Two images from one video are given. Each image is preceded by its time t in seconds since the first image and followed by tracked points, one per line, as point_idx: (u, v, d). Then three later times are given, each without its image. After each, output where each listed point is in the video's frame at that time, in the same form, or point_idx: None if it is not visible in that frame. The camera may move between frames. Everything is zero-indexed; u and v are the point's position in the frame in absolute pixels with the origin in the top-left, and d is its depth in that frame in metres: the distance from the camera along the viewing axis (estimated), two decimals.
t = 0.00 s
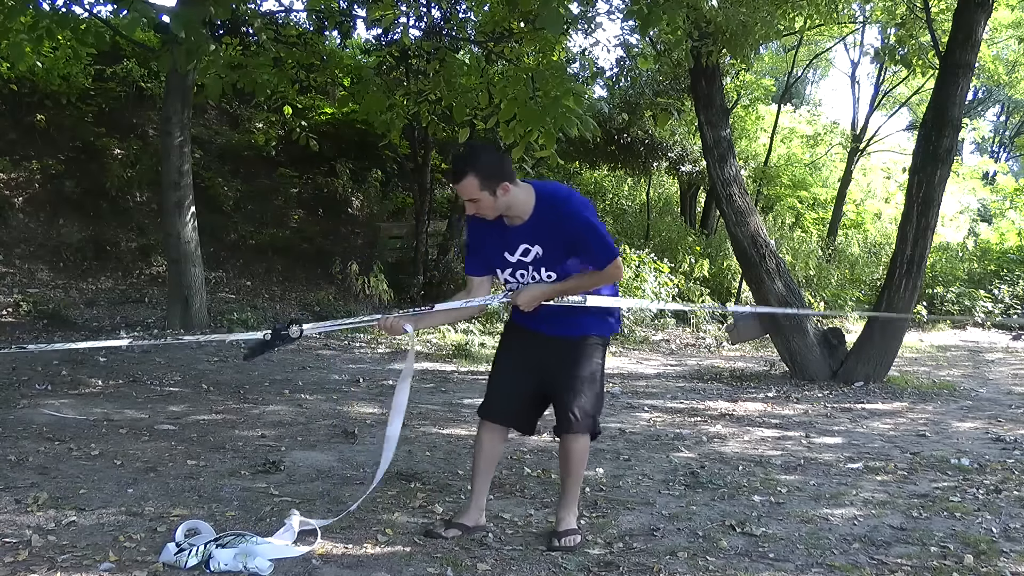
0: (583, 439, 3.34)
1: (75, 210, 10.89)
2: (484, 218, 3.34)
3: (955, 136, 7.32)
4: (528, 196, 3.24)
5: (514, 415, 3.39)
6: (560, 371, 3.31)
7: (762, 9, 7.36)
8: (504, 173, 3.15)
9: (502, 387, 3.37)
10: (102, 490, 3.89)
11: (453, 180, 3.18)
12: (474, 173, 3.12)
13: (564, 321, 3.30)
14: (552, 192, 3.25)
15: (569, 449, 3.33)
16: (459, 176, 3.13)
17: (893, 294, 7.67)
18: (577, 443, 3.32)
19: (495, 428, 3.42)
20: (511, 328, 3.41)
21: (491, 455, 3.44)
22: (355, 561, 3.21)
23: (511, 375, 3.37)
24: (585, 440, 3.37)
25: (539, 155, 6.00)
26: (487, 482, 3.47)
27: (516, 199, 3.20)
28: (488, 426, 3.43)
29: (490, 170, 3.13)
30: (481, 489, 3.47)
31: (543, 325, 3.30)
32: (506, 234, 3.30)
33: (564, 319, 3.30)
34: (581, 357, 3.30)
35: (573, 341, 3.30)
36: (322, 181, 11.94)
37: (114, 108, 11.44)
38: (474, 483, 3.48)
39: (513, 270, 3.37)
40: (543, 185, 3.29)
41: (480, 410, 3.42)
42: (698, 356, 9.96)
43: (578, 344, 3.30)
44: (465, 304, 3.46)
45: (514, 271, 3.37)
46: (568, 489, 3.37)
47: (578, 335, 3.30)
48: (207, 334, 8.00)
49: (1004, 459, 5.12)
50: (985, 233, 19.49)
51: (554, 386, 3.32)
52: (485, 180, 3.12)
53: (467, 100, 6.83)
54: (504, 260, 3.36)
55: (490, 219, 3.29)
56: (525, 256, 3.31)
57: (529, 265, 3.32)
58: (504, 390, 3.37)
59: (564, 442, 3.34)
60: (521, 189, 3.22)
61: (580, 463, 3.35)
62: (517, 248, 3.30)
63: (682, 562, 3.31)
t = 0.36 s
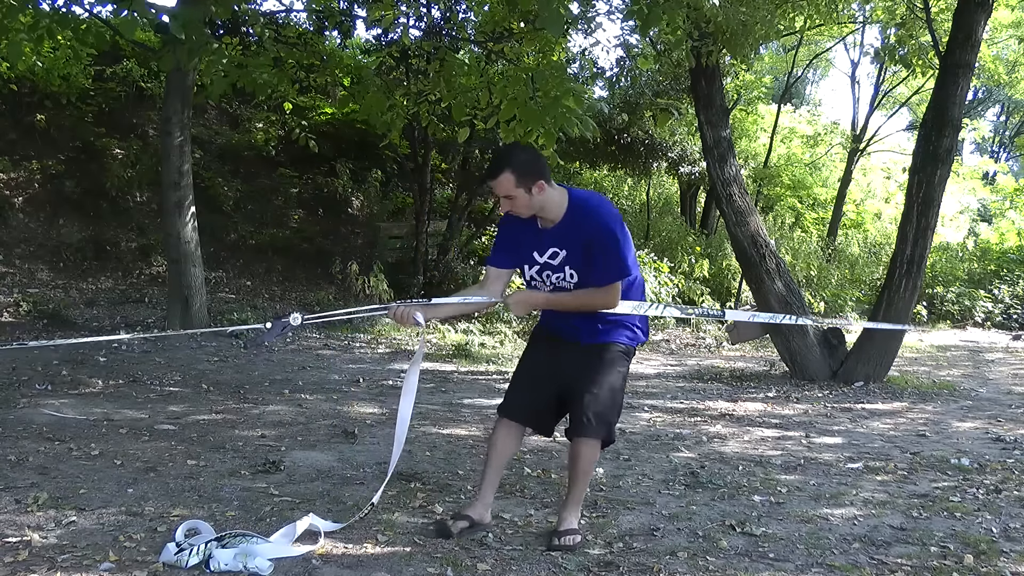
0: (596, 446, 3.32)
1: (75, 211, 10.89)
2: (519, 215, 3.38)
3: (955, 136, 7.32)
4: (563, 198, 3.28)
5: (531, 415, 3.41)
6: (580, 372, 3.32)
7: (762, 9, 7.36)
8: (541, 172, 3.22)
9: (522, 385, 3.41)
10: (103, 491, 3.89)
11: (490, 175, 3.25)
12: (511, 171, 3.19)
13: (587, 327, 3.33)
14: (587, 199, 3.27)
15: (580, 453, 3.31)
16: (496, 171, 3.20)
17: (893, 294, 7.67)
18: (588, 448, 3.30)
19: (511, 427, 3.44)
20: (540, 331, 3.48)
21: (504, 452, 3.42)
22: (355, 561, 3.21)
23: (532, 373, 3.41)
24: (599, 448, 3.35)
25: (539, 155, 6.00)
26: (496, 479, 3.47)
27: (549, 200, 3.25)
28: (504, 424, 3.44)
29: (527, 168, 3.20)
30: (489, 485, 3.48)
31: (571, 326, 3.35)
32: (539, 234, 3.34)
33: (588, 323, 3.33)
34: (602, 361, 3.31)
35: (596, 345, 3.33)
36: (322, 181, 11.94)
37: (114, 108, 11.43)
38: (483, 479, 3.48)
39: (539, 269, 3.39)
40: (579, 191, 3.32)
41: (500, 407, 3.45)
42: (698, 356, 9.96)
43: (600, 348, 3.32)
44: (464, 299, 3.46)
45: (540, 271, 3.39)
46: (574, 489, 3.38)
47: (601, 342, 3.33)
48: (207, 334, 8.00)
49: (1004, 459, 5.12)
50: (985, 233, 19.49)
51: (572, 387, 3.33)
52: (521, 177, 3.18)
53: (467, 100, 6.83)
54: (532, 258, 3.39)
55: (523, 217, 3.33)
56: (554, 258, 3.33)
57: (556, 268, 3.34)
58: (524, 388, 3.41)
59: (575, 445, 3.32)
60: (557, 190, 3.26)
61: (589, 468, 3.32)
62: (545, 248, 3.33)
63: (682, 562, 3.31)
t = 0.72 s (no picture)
0: (589, 442, 3.33)
1: (75, 211, 10.88)
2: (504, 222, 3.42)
3: (955, 136, 7.32)
4: (542, 210, 3.29)
5: (525, 414, 3.41)
6: (572, 370, 3.32)
7: (762, 9, 7.36)
8: (524, 185, 3.20)
9: (516, 385, 3.41)
10: (103, 490, 3.89)
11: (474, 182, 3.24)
12: (496, 181, 3.17)
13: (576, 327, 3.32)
14: (563, 211, 3.26)
15: (574, 450, 3.31)
16: (481, 179, 3.18)
17: (893, 294, 7.66)
18: (582, 445, 3.30)
19: (509, 426, 3.44)
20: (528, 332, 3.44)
21: (506, 452, 3.43)
22: (355, 561, 3.21)
23: (526, 373, 3.40)
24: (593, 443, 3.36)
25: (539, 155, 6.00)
26: (503, 479, 3.47)
27: (529, 213, 3.26)
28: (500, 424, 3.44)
29: (511, 181, 3.17)
30: (498, 486, 3.48)
31: (566, 328, 3.32)
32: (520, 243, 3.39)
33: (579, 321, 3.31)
34: (593, 358, 3.31)
35: (586, 342, 3.32)
36: (321, 181, 11.95)
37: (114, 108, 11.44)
38: (491, 480, 3.48)
39: (516, 278, 3.46)
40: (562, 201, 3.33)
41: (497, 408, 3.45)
42: (698, 356, 9.95)
43: (589, 344, 3.31)
44: (462, 305, 3.65)
45: (516, 279, 3.47)
46: (572, 488, 3.38)
47: (589, 339, 3.31)
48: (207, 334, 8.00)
49: (1004, 459, 5.12)
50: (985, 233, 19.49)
51: (565, 385, 3.34)
52: (504, 189, 3.17)
53: (467, 99, 6.83)
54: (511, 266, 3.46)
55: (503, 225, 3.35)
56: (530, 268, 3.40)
57: (531, 277, 3.41)
58: (517, 388, 3.40)
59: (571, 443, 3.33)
60: (538, 203, 3.27)
61: (585, 465, 3.32)
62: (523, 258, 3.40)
63: (682, 562, 3.31)
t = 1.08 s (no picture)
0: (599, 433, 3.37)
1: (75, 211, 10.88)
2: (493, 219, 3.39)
3: (955, 136, 7.32)
4: (536, 208, 3.28)
5: (527, 414, 3.42)
6: (569, 367, 3.33)
7: (762, 9, 7.37)
8: (518, 186, 3.19)
9: (512, 388, 3.40)
10: (103, 490, 3.89)
11: (466, 184, 3.23)
12: (487, 183, 3.16)
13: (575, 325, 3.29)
14: (558, 211, 3.26)
15: (587, 445, 3.35)
16: (473, 181, 3.18)
17: (893, 294, 7.66)
18: (594, 437, 3.35)
19: (505, 426, 3.44)
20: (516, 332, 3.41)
21: (503, 453, 3.43)
22: (355, 561, 3.21)
23: (522, 373, 3.40)
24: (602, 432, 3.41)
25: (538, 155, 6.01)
26: (500, 479, 3.47)
27: (522, 212, 3.25)
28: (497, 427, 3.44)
29: (504, 181, 3.17)
30: (495, 486, 3.48)
31: (559, 325, 3.29)
32: (509, 242, 3.36)
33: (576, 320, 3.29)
34: (589, 353, 3.32)
35: (581, 338, 3.32)
36: (321, 181, 11.96)
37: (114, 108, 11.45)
38: (489, 481, 3.47)
39: (506, 276, 3.43)
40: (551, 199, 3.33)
41: (489, 408, 3.44)
42: (698, 356, 9.95)
43: (585, 341, 3.32)
44: (462, 313, 3.57)
45: (507, 278, 3.43)
46: (581, 483, 3.42)
47: (582, 334, 3.31)
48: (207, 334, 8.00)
49: (1004, 459, 5.12)
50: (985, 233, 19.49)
51: (563, 382, 3.35)
52: (497, 189, 3.16)
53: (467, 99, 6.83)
54: (501, 264, 3.43)
55: (494, 225, 3.34)
56: (520, 267, 3.36)
57: (521, 277, 3.38)
58: (514, 391, 3.40)
59: (579, 438, 3.37)
60: (530, 202, 3.27)
61: (593, 458, 3.36)
62: (513, 257, 3.36)
63: (682, 562, 3.32)
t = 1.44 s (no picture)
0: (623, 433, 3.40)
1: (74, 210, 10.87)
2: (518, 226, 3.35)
3: (955, 136, 7.32)
4: (565, 219, 3.26)
5: (546, 418, 3.43)
6: (589, 369, 3.34)
7: (762, 9, 7.36)
8: (548, 202, 3.16)
9: (528, 393, 3.39)
10: (103, 490, 3.89)
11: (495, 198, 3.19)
12: (518, 199, 3.12)
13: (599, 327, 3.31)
14: (587, 220, 3.25)
15: (611, 446, 3.38)
16: (503, 197, 3.14)
17: (893, 294, 7.66)
18: (618, 438, 3.38)
19: (516, 426, 3.42)
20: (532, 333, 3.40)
21: (507, 453, 3.40)
22: (355, 561, 3.21)
23: (538, 375, 3.38)
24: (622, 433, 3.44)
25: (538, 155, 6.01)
26: (502, 480, 3.46)
27: (552, 224, 3.22)
28: (512, 432, 3.42)
29: (535, 197, 3.13)
30: (496, 487, 3.47)
31: (575, 326, 3.30)
32: (533, 250, 3.33)
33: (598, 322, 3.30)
34: (609, 355, 3.36)
35: (602, 341, 3.35)
36: (321, 181, 11.99)
37: (114, 108, 11.49)
38: (490, 482, 3.47)
39: (528, 283, 3.42)
40: (576, 207, 3.32)
41: (499, 410, 3.42)
42: (698, 356, 9.95)
43: (605, 343, 3.35)
44: (463, 311, 3.58)
45: (528, 285, 3.42)
46: (600, 483, 3.45)
47: (602, 337, 3.35)
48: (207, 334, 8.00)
49: (1004, 459, 5.12)
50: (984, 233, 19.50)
51: (582, 385, 3.36)
52: (527, 205, 3.13)
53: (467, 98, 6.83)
54: (522, 272, 3.41)
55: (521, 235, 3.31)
56: (543, 275, 3.35)
57: (544, 285, 3.37)
58: (531, 395, 3.39)
59: (600, 440, 3.39)
60: (560, 212, 3.24)
61: (612, 459, 3.39)
62: (536, 265, 3.35)
63: (682, 562, 3.32)
